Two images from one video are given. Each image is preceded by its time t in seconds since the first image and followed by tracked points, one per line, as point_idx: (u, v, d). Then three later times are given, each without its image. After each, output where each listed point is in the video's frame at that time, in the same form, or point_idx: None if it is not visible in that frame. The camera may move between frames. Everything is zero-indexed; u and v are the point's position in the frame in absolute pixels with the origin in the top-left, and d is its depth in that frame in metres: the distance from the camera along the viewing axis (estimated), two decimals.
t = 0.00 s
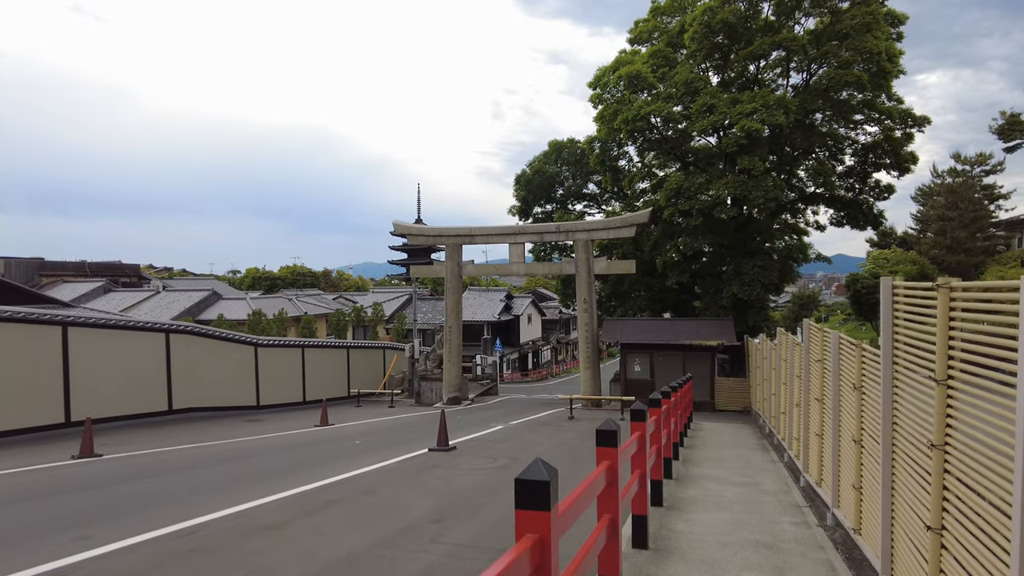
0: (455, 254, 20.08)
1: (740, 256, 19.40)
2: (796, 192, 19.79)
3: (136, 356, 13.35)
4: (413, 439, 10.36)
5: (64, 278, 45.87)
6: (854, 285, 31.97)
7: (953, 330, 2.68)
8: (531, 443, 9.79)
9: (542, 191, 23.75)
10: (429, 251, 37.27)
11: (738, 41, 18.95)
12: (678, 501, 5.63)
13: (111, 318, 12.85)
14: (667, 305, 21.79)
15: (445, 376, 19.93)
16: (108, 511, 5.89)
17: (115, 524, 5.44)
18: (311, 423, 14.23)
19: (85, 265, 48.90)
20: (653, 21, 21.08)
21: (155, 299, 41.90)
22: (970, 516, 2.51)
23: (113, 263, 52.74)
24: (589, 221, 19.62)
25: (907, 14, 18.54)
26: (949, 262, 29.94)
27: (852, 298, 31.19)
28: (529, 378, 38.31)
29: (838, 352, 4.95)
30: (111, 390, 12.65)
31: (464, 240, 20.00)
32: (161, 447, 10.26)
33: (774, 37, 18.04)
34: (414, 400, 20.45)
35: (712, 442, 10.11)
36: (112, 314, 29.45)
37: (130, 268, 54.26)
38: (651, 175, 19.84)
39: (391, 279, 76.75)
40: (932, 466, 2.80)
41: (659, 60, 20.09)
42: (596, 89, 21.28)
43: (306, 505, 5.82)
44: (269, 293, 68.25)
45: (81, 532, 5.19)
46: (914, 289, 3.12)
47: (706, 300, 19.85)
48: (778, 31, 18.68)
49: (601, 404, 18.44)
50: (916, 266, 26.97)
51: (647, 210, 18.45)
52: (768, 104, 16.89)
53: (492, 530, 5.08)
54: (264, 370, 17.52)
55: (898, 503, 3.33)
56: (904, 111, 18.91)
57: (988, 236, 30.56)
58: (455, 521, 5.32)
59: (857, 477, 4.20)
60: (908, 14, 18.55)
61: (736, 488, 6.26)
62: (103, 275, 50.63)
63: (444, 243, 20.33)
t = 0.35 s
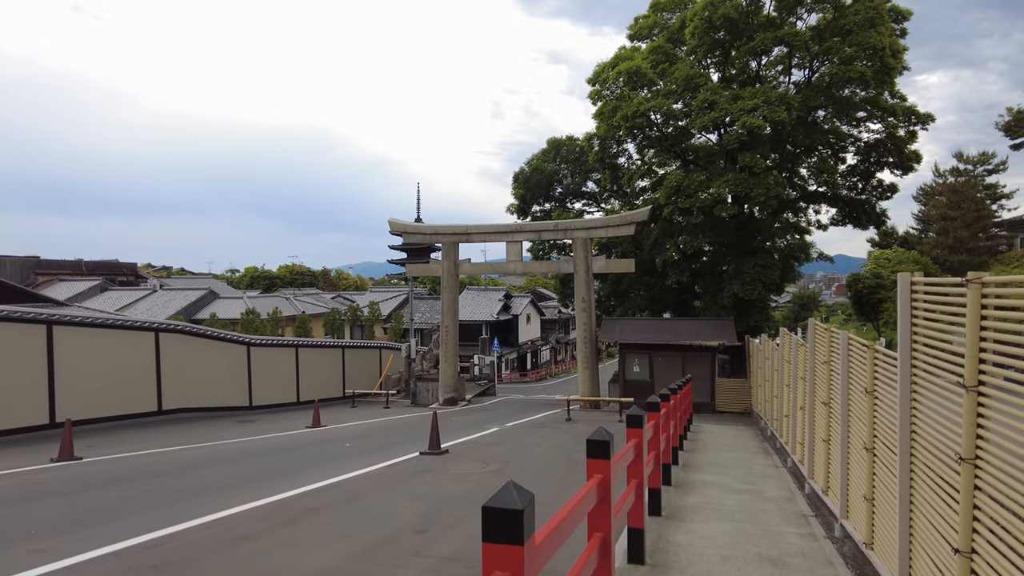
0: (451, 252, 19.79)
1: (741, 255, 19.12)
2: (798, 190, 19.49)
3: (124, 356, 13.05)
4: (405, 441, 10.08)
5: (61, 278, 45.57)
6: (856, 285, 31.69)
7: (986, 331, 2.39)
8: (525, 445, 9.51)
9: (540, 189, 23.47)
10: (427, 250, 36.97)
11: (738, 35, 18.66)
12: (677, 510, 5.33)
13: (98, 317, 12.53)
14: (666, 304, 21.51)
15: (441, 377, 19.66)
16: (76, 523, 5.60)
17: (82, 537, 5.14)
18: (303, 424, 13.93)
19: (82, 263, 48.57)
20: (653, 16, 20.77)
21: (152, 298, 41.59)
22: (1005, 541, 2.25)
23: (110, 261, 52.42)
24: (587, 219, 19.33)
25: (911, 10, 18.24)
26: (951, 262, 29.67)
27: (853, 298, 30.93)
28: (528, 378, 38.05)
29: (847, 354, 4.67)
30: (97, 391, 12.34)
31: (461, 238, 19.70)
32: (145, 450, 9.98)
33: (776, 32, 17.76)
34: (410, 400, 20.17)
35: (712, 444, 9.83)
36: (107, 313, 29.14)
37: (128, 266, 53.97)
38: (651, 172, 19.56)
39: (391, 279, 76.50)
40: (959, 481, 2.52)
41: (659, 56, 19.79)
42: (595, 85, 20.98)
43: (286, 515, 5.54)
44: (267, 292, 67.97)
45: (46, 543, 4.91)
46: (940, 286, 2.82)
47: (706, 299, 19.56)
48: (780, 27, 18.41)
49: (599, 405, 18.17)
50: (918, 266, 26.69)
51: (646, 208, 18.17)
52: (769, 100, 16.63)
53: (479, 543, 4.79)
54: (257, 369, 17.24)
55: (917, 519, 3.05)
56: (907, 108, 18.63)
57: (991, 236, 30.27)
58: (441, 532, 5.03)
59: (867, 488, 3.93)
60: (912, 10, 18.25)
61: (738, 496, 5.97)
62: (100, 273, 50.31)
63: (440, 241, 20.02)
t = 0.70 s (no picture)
0: (447, 251, 19.55)
1: (741, 254, 18.85)
2: (799, 187, 19.21)
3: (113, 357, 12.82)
4: (396, 444, 9.83)
5: (58, 278, 45.37)
6: (857, 284, 31.41)
7: (1013, 329, 2.14)
8: (519, 448, 9.26)
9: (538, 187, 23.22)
10: (425, 250, 36.72)
11: (738, 31, 18.39)
12: (673, 518, 5.08)
13: (85, 318, 12.31)
14: (665, 304, 21.25)
15: (437, 377, 19.41)
16: (45, 532, 5.38)
17: (47, 548, 4.92)
18: (295, 426, 13.70)
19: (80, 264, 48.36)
20: (653, 12, 20.50)
21: (149, 298, 41.37)
22: None
23: (108, 262, 52.23)
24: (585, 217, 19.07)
25: (914, 4, 17.96)
26: (954, 261, 29.38)
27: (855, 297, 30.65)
28: (527, 378, 37.79)
29: (852, 354, 4.41)
30: (85, 392, 12.12)
31: (457, 236, 19.45)
32: (130, 453, 9.75)
33: (776, 28, 17.51)
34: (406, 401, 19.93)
35: (711, 447, 9.57)
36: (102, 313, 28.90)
37: (126, 267, 53.79)
38: (650, 170, 19.31)
39: (390, 279, 76.24)
40: (982, 496, 2.28)
41: (658, 52, 19.55)
42: (593, 82, 20.72)
43: (262, 524, 5.31)
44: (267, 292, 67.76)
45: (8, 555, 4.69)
46: (958, 279, 2.57)
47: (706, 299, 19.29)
48: (780, 22, 18.15)
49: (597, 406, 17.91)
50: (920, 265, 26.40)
51: (644, 206, 17.91)
52: (769, 96, 16.37)
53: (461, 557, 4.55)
54: (251, 370, 17.01)
55: (933, 535, 2.79)
56: (910, 105, 18.36)
57: (994, 235, 29.97)
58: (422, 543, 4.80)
59: (875, 497, 3.67)
60: (914, 4, 17.96)
61: (736, 502, 5.71)
62: (98, 274, 50.09)
63: (436, 240, 19.77)
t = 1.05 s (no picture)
0: (445, 249, 19.29)
1: (743, 252, 18.55)
2: (802, 185, 18.92)
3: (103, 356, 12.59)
4: (389, 446, 9.56)
5: (57, 278, 45.20)
6: (861, 283, 31.05)
7: None
8: (515, 450, 9.00)
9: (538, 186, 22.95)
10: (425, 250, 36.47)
11: (740, 26, 18.09)
12: (673, 525, 4.79)
13: (75, 317, 12.08)
14: (667, 303, 20.95)
15: (435, 378, 19.14)
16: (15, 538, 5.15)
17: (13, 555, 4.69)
18: (289, 426, 13.45)
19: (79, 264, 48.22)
20: (653, 8, 20.22)
21: (149, 298, 41.20)
22: None
23: (108, 262, 52.11)
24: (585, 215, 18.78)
25: None
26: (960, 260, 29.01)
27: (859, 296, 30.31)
28: (528, 378, 37.49)
29: (863, 351, 4.13)
30: (74, 392, 11.89)
31: (455, 235, 19.18)
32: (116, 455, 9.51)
33: (778, 22, 17.22)
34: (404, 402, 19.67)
35: (713, 449, 9.29)
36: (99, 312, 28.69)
37: (126, 267, 53.64)
38: (651, 167, 19.03)
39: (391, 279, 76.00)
40: None
41: (659, 47, 19.28)
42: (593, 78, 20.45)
43: (241, 530, 5.07)
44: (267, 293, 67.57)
45: None
46: (991, 267, 2.30)
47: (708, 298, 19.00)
48: (783, 17, 17.85)
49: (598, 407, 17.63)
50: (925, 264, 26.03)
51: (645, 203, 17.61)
52: (772, 91, 16.08)
53: (445, 569, 4.28)
54: (246, 370, 16.77)
55: (963, 553, 2.51)
56: (916, 100, 18.04)
57: (1000, 233, 29.60)
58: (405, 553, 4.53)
59: (893, 506, 3.39)
60: None
61: (740, 508, 5.42)
62: (98, 274, 49.94)
63: (434, 238, 19.51)
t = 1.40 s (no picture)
0: (442, 247, 19.00)
1: (745, 250, 18.24)
2: (806, 182, 18.63)
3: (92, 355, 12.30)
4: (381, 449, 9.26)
5: (55, 276, 44.99)
6: (865, 283, 30.71)
7: None
8: (510, 454, 8.70)
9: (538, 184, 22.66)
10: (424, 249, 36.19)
11: (744, 21, 17.79)
12: (673, 539, 4.50)
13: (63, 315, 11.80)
14: (668, 303, 20.66)
15: (432, 378, 18.84)
16: None
17: None
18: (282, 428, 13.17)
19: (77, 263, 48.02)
20: (654, 3, 19.95)
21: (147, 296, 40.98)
22: None
23: (107, 261, 51.96)
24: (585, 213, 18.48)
25: None
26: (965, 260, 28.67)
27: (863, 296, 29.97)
28: (528, 378, 37.20)
29: (878, 354, 3.84)
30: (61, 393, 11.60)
31: (452, 233, 18.89)
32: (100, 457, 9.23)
33: (782, 17, 16.92)
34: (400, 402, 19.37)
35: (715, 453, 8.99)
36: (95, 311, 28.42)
37: (125, 266, 53.46)
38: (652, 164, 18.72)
39: (391, 279, 75.78)
40: None
41: (660, 43, 18.99)
42: (593, 75, 20.15)
43: (214, 542, 4.79)
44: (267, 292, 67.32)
45: None
46: None
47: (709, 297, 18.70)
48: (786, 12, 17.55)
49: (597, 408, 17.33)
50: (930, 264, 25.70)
51: (645, 201, 17.30)
52: (776, 87, 15.78)
53: None
54: (240, 370, 16.49)
55: None
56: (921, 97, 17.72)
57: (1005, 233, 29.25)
58: (386, 568, 4.24)
59: (914, 524, 3.10)
60: None
61: (744, 519, 5.13)
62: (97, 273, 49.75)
63: (432, 236, 19.22)
